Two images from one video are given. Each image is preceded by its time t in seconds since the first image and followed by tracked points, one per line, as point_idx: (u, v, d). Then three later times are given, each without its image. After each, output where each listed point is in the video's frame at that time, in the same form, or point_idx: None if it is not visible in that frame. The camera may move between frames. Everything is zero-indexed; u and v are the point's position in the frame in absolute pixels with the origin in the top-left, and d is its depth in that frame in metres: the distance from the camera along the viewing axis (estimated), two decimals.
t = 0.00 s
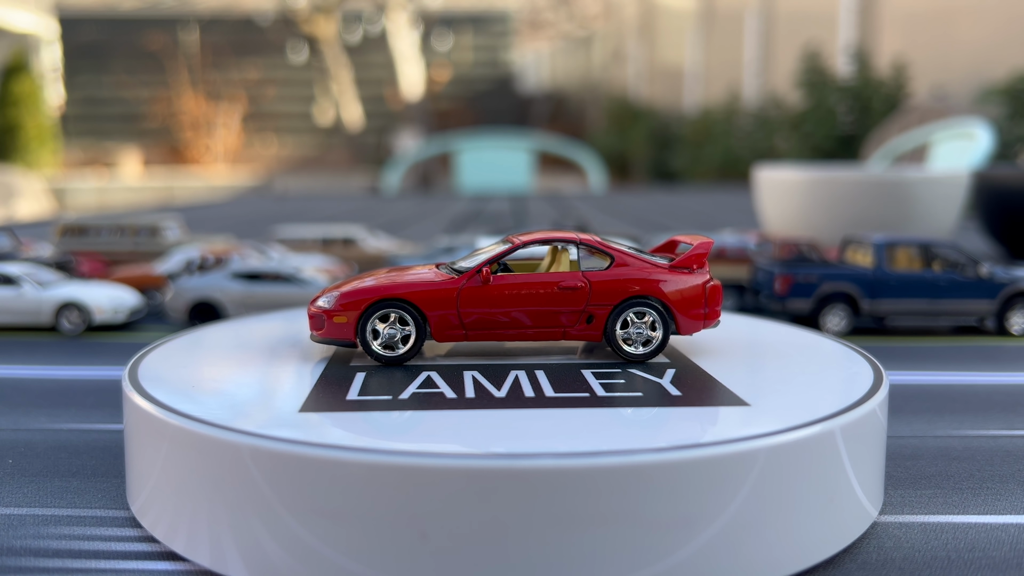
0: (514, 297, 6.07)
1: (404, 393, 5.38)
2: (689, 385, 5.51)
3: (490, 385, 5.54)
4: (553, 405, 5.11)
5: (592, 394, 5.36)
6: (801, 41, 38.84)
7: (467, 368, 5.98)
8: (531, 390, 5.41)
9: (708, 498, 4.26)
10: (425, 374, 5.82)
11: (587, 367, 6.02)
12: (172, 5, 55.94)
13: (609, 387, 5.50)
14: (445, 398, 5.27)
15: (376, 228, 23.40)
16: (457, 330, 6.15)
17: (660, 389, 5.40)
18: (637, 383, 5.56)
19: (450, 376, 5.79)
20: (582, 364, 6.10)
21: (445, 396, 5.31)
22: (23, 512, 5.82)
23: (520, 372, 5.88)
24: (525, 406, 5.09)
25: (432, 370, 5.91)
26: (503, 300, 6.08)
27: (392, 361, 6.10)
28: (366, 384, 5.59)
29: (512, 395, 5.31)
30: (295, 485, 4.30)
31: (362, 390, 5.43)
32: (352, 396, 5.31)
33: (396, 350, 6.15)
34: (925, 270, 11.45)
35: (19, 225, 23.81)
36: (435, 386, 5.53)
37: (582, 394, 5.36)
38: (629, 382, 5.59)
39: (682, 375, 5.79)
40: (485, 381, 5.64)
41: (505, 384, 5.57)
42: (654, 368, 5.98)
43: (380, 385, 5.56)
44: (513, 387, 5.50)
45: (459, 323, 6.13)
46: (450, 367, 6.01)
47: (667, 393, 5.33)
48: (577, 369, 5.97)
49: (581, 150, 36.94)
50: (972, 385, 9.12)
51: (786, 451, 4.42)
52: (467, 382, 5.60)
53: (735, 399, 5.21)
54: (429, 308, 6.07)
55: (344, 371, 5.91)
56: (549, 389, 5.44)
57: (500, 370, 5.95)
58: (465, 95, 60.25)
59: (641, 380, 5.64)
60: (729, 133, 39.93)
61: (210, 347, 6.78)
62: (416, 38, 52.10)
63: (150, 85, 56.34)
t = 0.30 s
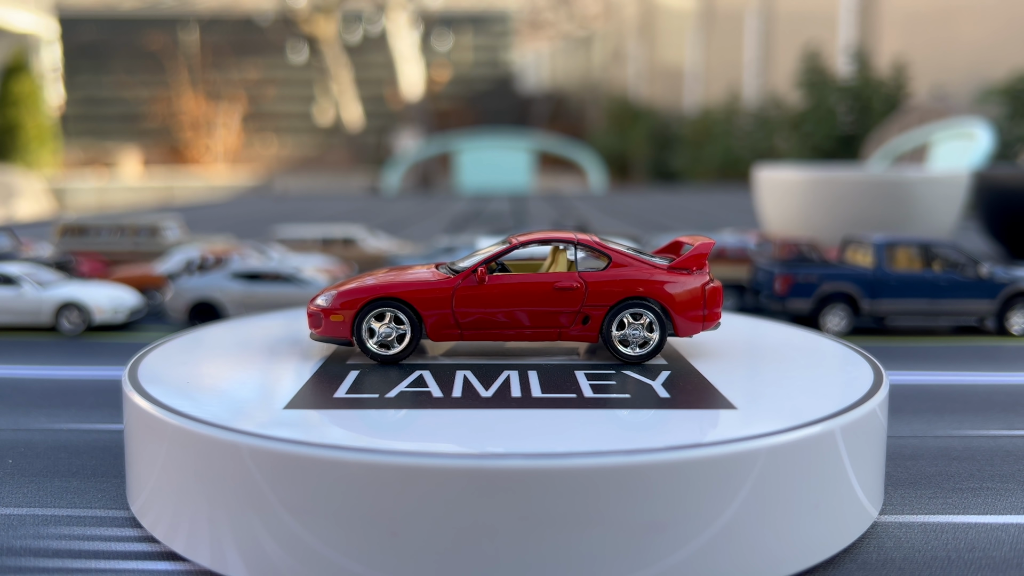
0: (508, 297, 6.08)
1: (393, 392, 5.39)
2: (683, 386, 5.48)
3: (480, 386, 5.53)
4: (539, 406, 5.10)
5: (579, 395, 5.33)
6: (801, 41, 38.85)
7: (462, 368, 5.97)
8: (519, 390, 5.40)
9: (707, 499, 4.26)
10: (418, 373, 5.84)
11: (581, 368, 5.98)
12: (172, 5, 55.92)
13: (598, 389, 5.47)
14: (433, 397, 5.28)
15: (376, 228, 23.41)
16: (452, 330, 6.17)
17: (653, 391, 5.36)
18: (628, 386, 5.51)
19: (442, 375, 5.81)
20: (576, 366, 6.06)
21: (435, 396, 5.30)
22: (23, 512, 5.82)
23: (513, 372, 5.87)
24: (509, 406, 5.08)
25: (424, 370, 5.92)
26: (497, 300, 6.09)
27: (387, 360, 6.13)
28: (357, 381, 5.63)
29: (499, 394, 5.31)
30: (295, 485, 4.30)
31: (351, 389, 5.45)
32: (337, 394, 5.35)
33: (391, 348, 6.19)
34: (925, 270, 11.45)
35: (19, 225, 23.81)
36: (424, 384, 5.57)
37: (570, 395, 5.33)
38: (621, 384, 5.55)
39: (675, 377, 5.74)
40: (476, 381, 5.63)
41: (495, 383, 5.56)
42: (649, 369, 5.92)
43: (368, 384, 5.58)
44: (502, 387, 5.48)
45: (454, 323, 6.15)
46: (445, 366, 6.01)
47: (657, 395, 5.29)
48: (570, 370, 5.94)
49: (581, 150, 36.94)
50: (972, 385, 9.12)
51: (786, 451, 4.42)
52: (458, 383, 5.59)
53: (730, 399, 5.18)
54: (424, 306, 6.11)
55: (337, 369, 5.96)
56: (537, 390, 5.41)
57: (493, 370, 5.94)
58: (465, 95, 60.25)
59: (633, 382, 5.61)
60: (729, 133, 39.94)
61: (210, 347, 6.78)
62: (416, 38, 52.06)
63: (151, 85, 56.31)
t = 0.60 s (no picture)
0: (504, 297, 6.09)
1: (379, 391, 5.41)
2: (676, 388, 5.43)
3: (469, 385, 5.52)
4: (525, 406, 5.08)
5: (565, 395, 5.30)
6: (801, 41, 38.84)
7: (455, 368, 5.96)
8: (506, 390, 5.39)
9: (707, 500, 4.26)
10: (411, 373, 5.86)
11: (574, 369, 5.94)
12: (172, 5, 55.89)
13: (587, 389, 5.44)
14: (421, 397, 5.28)
15: (376, 228, 23.42)
16: (448, 329, 6.18)
17: (651, 395, 5.29)
18: (619, 387, 5.48)
19: (435, 375, 5.81)
20: (571, 366, 6.02)
21: (423, 395, 5.31)
22: (23, 512, 5.82)
23: (506, 372, 5.86)
24: (493, 407, 5.07)
25: (417, 370, 5.94)
26: (492, 300, 6.10)
27: (383, 359, 6.17)
28: (351, 379, 5.69)
29: (487, 395, 5.30)
30: (295, 485, 4.29)
31: (341, 387, 5.49)
32: (325, 391, 5.39)
33: (387, 347, 6.23)
34: (925, 270, 11.45)
35: (19, 226, 23.81)
36: (414, 383, 5.58)
37: (557, 395, 5.31)
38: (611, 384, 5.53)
39: (671, 378, 5.67)
40: (466, 381, 5.62)
41: (484, 383, 5.57)
42: (643, 371, 5.87)
43: (357, 383, 5.61)
44: (492, 387, 5.48)
45: (451, 323, 6.17)
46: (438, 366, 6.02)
47: (644, 397, 5.24)
48: (563, 370, 5.90)
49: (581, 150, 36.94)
50: (972, 385, 9.12)
51: (786, 451, 4.41)
52: (448, 383, 5.59)
53: (721, 400, 5.17)
54: (420, 306, 6.15)
55: (332, 367, 6.01)
56: (525, 390, 5.40)
57: (486, 370, 5.94)
58: (465, 95, 60.25)
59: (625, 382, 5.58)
60: (729, 133, 39.92)
61: (210, 347, 6.78)
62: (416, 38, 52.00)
63: (151, 85, 56.30)
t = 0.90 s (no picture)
0: (499, 298, 6.09)
1: (367, 390, 5.44)
2: (667, 388, 5.42)
3: (458, 385, 5.53)
4: (513, 406, 5.08)
5: (553, 396, 5.28)
6: (801, 41, 38.84)
7: (448, 368, 5.97)
8: (494, 390, 5.39)
9: (708, 500, 4.26)
10: (404, 373, 5.88)
11: (567, 369, 5.90)
12: (172, 5, 55.85)
13: (577, 390, 5.42)
14: (414, 396, 5.30)
15: (376, 228, 23.42)
16: (444, 329, 6.19)
17: (646, 396, 5.25)
18: (610, 388, 5.44)
19: (428, 374, 5.83)
20: (565, 366, 5.99)
21: (413, 395, 5.33)
22: (23, 512, 5.82)
23: (498, 372, 5.86)
24: (482, 407, 5.07)
25: (409, 369, 5.95)
26: (487, 300, 6.10)
27: (379, 357, 6.21)
28: (345, 377, 5.75)
29: (473, 394, 5.31)
30: (295, 484, 4.29)
31: (330, 383, 5.56)
32: (314, 389, 5.44)
33: (383, 346, 6.26)
34: (925, 270, 11.44)
35: (19, 226, 23.83)
36: (404, 382, 5.61)
37: (545, 395, 5.29)
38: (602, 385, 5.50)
39: (664, 380, 5.62)
40: (456, 381, 5.63)
41: (473, 383, 5.57)
42: (638, 373, 5.83)
43: (348, 381, 5.65)
44: (481, 387, 5.49)
45: (446, 323, 6.18)
46: (431, 366, 6.03)
47: (633, 398, 5.20)
48: (556, 371, 5.88)
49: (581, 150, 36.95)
50: (972, 385, 9.11)
51: (786, 450, 4.41)
52: (438, 382, 5.60)
53: (713, 400, 5.17)
54: (416, 306, 6.17)
55: (328, 365, 6.06)
56: (511, 390, 5.39)
57: (479, 370, 5.93)
58: (465, 95, 60.25)
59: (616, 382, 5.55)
60: (729, 133, 39.91)
61: (210, 347, 6.78)
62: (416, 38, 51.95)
63: (150, 85, 56.30)
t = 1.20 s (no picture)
0: (493, 297, 6.09)
1: (356, 389, 5.45)
2: (658, 389, 5.41)
3: (447, 384, 5.54)
4: (503, 405, 5.09)
5: (540, 397, 5.27)
6: (801, 41, 38.83)
7: (441, 367, 5.98)
8: (482, 391, 5.39)
9: (708, 501, 4.26)
10: (397, 371, 5.90)
11: (559, 370, 5.90)
12: (172, 5, 55.82)
13: (567, 390, 5.41)
14: (407, 395, 5.32)
15: (376, 228, 23.40)
16: (441, 328, 6.20)
17: (639, 397, 5.22)
18: (598, 389, 5.42)
19: (421, 374, 5.84)
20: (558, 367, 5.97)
21: (405, 394, 5.34)
22: (23, 512, 5.82)
23: (491, 372, 5.86)
24: (470, 406, 5.07)
25: (403, 369, 5.96)
26: (483, 299, 6.10)
27: (376, 356, 6.24)
28: (338, 375, 5.81)
29: (460, 394, 5.32)
30: (296, 485, 4.29)
31: (321, 381, 5.61)
32: (306, 387, 5.50)
33: (380, 345, 6.28)
34: (925, 270, 11.44)
35: (19, 226, 23.81)
36: (395, 381, 5.64)
37: (532, 395, 5.28)
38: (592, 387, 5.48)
39: (656, 381, 5.59)
40: (445, 380, 5.64)
41: (461, 382, 5.58)
42: (630, 374, 5.81)
43: (341, 380, 5.68)
44: (470, 387, 5.49)
45: (443, 322, 6.19)
46: (426, 366, 6.03)
47: (620, 399, 5.18)
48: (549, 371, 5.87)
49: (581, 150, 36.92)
50: (972, 385, 9.11)
51: (786, 451, 4.41)
52: (428, 381, 5.61)
53: (704, 400, 5.16)
54: (413, 306, 6.19)
55: (325, 364, 6.11)
56: (499, 391, 5.39)
57: (472, 370, 5.93)
58: (465, 95, 60.24)
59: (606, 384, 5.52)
60: (729, 133, 39.91)
61: (210, 347, 6.76)
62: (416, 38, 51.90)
63: (150, 85, 56.28)
